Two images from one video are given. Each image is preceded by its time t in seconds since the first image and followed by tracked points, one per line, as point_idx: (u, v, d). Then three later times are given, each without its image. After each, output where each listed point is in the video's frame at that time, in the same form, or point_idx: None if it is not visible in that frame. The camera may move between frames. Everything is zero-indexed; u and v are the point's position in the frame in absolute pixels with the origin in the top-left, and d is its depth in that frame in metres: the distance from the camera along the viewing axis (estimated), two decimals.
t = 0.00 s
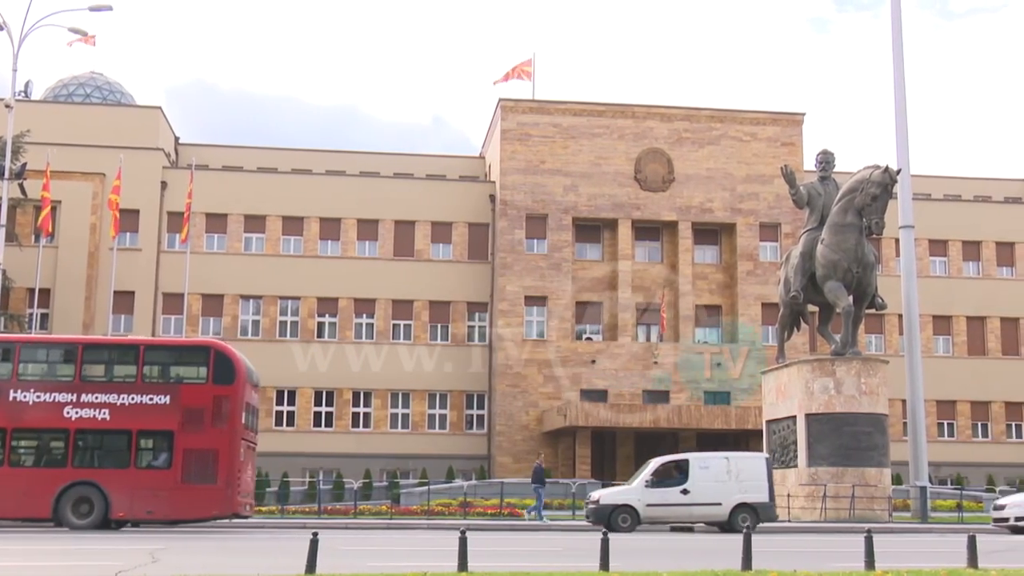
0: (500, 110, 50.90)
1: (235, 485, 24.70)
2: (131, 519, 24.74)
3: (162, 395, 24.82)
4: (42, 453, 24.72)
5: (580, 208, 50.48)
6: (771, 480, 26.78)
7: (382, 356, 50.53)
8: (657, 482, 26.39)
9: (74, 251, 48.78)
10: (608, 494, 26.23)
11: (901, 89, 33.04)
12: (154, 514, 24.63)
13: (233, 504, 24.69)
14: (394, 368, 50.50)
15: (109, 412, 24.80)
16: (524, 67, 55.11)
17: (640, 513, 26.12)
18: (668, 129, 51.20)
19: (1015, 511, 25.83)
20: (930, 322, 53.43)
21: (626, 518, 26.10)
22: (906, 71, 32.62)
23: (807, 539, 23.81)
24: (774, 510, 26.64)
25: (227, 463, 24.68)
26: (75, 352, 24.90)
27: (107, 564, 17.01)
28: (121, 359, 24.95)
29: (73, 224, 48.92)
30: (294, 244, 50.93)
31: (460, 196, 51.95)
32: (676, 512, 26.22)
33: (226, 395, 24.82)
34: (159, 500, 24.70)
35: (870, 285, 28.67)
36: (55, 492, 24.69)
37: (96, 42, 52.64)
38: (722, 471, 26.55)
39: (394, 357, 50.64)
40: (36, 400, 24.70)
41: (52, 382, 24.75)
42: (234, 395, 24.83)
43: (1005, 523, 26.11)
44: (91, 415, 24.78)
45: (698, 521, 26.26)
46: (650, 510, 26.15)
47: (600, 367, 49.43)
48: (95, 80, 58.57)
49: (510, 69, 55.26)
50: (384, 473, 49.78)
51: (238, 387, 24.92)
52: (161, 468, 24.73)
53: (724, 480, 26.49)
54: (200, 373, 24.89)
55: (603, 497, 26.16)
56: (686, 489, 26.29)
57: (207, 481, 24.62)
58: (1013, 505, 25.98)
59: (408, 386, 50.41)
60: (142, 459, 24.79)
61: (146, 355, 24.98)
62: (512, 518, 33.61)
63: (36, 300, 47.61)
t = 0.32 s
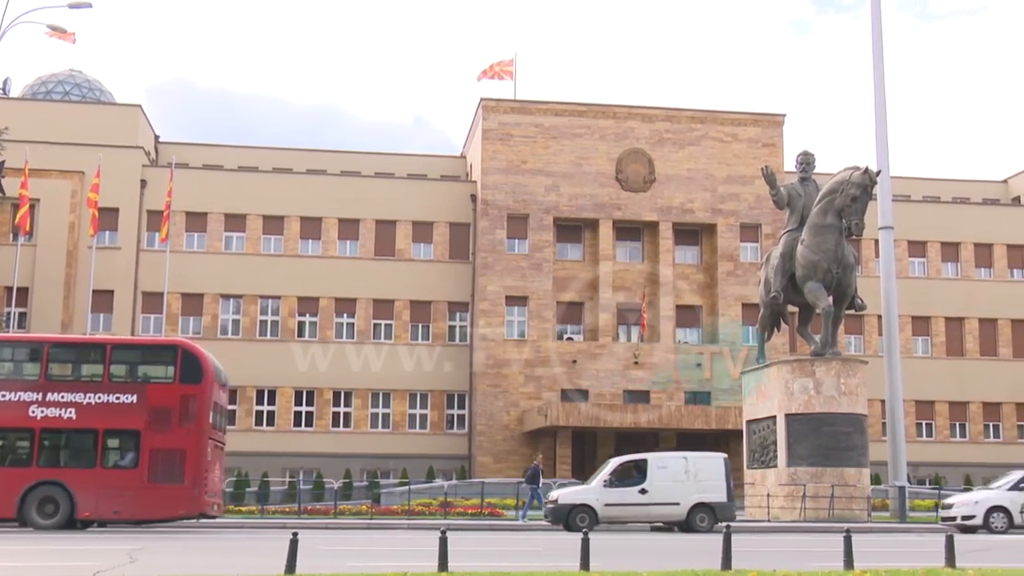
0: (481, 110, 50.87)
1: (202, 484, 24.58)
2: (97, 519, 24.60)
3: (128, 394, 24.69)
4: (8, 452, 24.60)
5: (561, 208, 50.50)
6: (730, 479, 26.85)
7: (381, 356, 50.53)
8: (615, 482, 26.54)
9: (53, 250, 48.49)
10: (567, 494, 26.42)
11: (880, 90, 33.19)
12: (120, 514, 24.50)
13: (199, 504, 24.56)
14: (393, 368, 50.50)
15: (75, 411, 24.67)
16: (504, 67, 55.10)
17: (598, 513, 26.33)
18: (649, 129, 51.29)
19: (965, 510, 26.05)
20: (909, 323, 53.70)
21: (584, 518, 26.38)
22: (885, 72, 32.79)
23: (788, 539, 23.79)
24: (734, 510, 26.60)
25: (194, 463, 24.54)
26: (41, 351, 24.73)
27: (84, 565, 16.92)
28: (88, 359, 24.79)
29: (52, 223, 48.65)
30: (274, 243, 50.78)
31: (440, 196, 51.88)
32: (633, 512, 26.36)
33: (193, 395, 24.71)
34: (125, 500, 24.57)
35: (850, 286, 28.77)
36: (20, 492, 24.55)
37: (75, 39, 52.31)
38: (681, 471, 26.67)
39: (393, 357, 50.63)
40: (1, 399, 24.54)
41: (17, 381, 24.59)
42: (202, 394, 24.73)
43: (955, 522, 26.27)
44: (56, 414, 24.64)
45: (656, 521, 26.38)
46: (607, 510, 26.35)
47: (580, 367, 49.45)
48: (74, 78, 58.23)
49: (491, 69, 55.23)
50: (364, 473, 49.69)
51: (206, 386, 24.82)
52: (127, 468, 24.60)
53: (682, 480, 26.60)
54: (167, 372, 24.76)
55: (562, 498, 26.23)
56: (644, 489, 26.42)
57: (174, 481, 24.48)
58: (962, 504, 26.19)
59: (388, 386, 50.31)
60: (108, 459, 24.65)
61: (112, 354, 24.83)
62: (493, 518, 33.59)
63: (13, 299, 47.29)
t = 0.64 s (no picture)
0: (465, 110, 50.84)
1: (172, 483, 24.46)
2: (66, 519, 24.47)
3: (98, 392, 24.56)
4: None
5: (544, 209, 50.53)
6: (691, 479, 26.89)
7: (381, 356, 50.56)
8: (576, 482, 26.59)
9: (33, 248, 48.23)
10: (528, 493, 26.39)
11: (862, 92, 33.32)
12: (89, 514, 24.36)
13: (170, 503, 24.46)
14: (393, 368, 50.54)
15: (44, 410, 24.55)
16: (488, 67, 55.07)
17: (559, 513, 26.39)
18: (633, 130, 51.38)
19: (919, 510, 26.15)
20: (890, 323, 53.94)
21: (545, 517, 26.36)
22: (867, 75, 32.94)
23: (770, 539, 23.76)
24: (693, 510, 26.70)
25: (165, 461, 24.45)
26: (10, 349, 24.64)
27: (64, 565, 16.83)
28: (58, 357, 24.67)
29: (33, 221, 48.42)
30: (256, 242, 50.64)
31: (423, 196, 51.82)
32: (594, 512, 26.45)
33: (164, 393, 24.61)
34: (95, 500, 24.44)
35: (832, 286, 28.87)
36: None
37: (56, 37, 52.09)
38: (641, 471, 26.75)
39: (394, 357, 50.67)
40: None
41: None
42: (173, 392, 24.62)
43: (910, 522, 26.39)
44: (25, 413, 24.51)
45: (617, 520, 26.45)
46: (568, 510, 26.41)
47: (563, 367, 49.49)
48: (55, 76, 57.94)
49: (475, 69, 55.21)
50: (346, 473, 49.60)
51: (177, 384, 24.72)
52: (97, 467, 24.47)
53: (643, 480, 26.67)
54: (138, 370, 24.66)
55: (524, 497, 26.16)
56: (604, 489, 26.49)
57: (144, 479, 24.38)
58: (916, 503, 26.29)
59: (371, 385, 50.22)
60: (78, 458, 24.50)
61: (83, 352, 24.71)
62: (476, 518, 33.57)
63: None
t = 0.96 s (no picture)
0: (447, 109, 50.80)
1: (145, 484, 24.39)
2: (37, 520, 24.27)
3: (71, 392, 24.42)
4: None
5: (527, 209, 50.54)
6: (653, 480, 26.93)
7: (382, 356, 50.58)
8: (537, 482, 26.73)
9: (13, 247, 47.96)
10: (489, 493, 26.41)
11: (844, 94, 33.44)
12: (61, 514, 24.18)
13: (142, 503, 24.38)
14: (394, 369, 50.57)
15: (15, 410, 24.37)
16: (473, 66, 55.06)
17: (520, 512, 26.47)
18: (616, 130, 51.45)
19: (880, 509, 26.25)
20: (871, 324, 54.18)
21: (506, 517, 26.41)
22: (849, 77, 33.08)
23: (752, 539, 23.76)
24: (655, 510, 26.80)
25: (137, 462, 24.36)
26: None
27: (43, 565, 16.76)
28: (29, 356, 24.54)
29: (12, 219, 48.16)
30: (238, 241, 50.50)
31: (405, 195, 51.75)
32: (555, 512, 26.58)
33: (137, 393, 24.54)
34: (66, 500, 24.25)
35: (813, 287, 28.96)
36: None
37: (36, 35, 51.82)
38: (603, 471, 26.83)
39: (394, 357, 50.66)
40: None
41: None
42: (146, 392, 24.56)
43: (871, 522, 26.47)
44: None
45: (578, 520, 26.54)
46: (529, 509, 26.52)
47: (546, 367, 49.55)
48: (36, 73, 57.60)
49: (459, 70, 55.19)
50: (328, 473, 49.51)
51: (150, 384, 24.67)
52: (69, 467, 24.31)
53: (604, 480, 26.77)
54: (110, 370, 24.58)
55: (485, 497, 26.24)
56: (565, 489, 26.59)
57: (116, 480, 24.28)
58: (877, 503, 26.40)
59: (354, 385, 50.14)
60: (49, 459, 24.31)
61: (54, 352, 24.60)
62: (458, 518, 33.54)
63: None
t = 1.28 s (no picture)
0: (430, 109, 50.74)
1: (119, 484, 24.23)
2: (10, 520, 24.10)
3: (44, 392, 24.23)
4: None
5: (510, 209, 50.53)
6: (614, 480, 27.13)
7: (382, 356, 50.59)
8: (498, 483, 26.93)
9: None
10: (450, 493, 26.66)
11: (826, 95, 33.55)
12: (33, 514, 24.01)
13: (116, 504, 24.21)
14: (393, 369, 50.57)
15: None
16: (456, 67, 55.02)
17: (481, 512, 26.67)
18: (598, 131, 51.50)
19: (843, 509, 26.23)
20: (852, 325, 54.40)
21: (467, 517, 26.66)
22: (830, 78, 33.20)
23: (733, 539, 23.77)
24: (615, 509, 27.02)
25: (111, 462, 24.23)
26: None
27: (21, 566, 16.67)
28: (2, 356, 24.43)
29: None
30: (220, 240, 50.31)
31: (388, 195, 51.66)
32: (516, 511, 26.76)
33: (111, 392, 24.42)
34: (39, 500, 24.07)
35: (795, 287, 29.04)
36: None
37: (16, 33, 51.56)
38: (564, 471, 26.98)
39: (394, 357, 50.67)
40: None
41: None
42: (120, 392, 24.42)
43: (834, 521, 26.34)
44: None
45: (541, 520, 26.68)
46: (490, 509, 26.72)
47: (528, 367, 49.59)
48: (16, 71, 57.22)
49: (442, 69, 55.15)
50: (309, 473, 49.42)
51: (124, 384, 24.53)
52: (42, 467, 24.12)
53: (565, 480, 26.89)
54: (83, 370, 24.44)
55: (445, 497, 26.53)
56: (527, 489, 26.76)
57: (90, 480, 24.11)
58: (841, 502, 26.38)
59: (335, 385, 50.04)
60: (22, 459, 24.13)
61: (27, 351, 24.46)
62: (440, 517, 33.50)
63: None
